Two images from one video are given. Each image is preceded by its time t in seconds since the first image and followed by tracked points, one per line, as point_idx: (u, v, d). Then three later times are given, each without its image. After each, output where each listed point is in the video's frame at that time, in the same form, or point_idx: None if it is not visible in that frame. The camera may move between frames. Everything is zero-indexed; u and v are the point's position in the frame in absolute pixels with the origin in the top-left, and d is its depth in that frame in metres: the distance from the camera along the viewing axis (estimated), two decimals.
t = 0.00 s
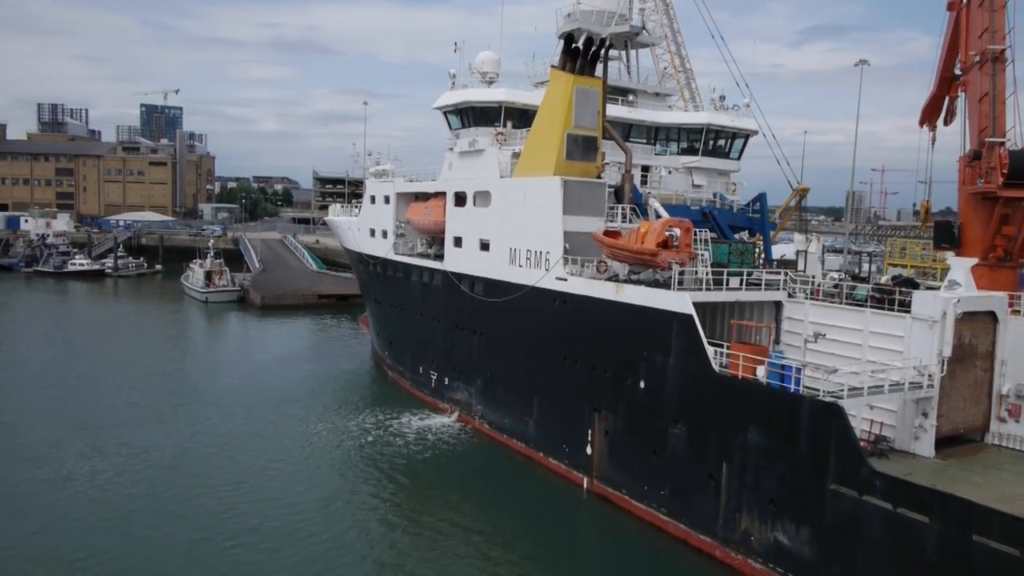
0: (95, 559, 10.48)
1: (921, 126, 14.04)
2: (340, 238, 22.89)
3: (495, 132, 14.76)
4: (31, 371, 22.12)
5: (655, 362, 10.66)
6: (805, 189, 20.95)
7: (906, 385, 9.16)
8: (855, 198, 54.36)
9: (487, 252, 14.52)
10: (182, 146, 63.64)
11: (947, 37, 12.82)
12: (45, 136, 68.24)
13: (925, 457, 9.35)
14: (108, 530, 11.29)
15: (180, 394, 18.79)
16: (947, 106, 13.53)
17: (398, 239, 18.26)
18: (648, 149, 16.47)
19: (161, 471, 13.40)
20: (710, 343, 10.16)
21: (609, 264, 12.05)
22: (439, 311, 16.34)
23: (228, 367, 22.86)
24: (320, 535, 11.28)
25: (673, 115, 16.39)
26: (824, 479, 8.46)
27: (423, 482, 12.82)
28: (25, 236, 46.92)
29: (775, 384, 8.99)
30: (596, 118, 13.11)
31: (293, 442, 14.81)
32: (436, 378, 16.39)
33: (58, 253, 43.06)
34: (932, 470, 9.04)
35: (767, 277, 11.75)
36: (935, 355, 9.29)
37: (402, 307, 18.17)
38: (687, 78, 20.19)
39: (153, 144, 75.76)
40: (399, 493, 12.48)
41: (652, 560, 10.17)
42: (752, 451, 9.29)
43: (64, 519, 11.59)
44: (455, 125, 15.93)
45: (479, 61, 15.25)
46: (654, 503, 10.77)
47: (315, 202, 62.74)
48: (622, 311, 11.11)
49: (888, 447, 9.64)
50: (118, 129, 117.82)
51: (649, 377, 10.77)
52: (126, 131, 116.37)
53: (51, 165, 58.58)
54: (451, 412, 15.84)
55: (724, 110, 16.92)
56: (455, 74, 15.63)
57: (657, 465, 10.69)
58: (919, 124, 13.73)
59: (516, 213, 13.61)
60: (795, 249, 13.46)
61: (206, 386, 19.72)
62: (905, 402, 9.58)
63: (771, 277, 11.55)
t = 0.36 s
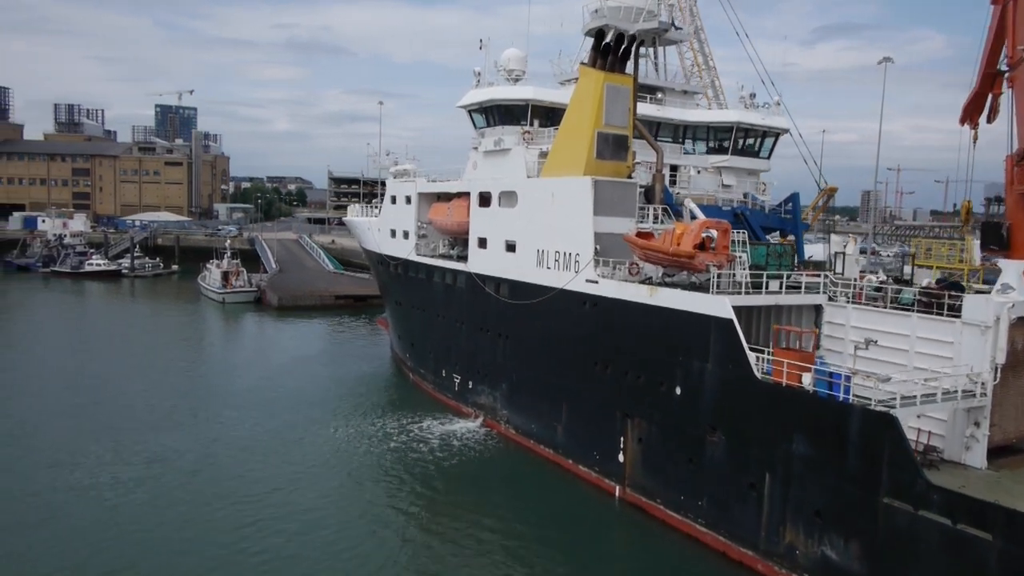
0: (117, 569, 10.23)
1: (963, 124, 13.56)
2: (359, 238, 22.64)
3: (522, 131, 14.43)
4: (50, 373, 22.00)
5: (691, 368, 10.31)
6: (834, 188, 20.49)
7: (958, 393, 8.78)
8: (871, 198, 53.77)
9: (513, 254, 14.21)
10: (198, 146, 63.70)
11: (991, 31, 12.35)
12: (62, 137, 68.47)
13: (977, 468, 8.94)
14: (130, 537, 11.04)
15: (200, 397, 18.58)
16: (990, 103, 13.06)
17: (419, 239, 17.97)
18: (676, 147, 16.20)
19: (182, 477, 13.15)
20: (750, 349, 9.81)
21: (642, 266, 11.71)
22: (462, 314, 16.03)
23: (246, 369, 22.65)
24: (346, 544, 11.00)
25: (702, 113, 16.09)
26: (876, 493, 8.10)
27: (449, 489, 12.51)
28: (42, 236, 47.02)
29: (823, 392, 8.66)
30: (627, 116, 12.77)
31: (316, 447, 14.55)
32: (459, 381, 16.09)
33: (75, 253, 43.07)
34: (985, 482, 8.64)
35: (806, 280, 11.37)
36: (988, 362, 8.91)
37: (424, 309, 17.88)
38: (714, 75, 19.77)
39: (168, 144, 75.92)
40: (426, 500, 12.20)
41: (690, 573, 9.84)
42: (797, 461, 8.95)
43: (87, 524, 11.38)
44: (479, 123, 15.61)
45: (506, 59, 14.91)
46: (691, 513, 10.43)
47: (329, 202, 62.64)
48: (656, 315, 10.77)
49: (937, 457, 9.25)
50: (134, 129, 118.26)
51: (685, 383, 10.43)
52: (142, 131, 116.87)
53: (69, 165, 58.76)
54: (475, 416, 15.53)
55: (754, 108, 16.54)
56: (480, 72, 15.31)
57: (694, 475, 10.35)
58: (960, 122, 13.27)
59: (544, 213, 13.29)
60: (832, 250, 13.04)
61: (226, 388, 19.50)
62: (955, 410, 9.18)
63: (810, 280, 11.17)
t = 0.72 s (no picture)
0: None
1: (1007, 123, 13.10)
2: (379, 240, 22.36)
3: (550, 131, 14.09)
4: (69, 376, 21.83)
5: (732, 375, 9.98)
6: (862, 194, 20.03)
7: (1016, 404, 8.39)
8: (889, 199, 53.16)
9: (541, 256, 13.90)
10: (214, 147, 63.76)
11: None
12: (79, 137, 68.70)
13: None
14: (153, 546, 10.80)
15: (219, 400, 18.35)
16: None
17: (442, 241, 17.67)
18: (705, 147, 15.93)
19: (204, 484, 12.91)
20: (794, 356, 9.47)
21: (677, 270, 11.38)
22: (487, 317, 15.73)
23: (265, 371, 22.42)
24: (374, 554, 10.71)
25: (732, 112, 15.83)
26: (933, 509, 7.76)
27: (477, 498, 12.21)
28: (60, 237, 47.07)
29: (875, 403, 8.34)
30: (659, 115, 12.41)
31: (341, 453, 14.28)
32: (484, 386, 15.80)
33: (93, 253, 43.06)
34: None
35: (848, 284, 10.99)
36: None
37: (446, 312, 17.58)
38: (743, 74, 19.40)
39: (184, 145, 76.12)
40: (455, 508, 11.91)
41: None
42: (845, 474, 8.60)
43: (112, 532, 11.13)
44: (505, 123, 15.29)
45: (533, 57, 14.59)
46: (730, 526, 10.08)
47: (344, 202, 62.53)
48: (694, 320, 10.44)
49: (991, 470, 8.87)
50: (151, 129, 119.09)
51: (724, 391, 10.09)
52: (158, 132, 117.38)
53: (86, 166, 58.95)
54: (500, 421, 15.22)
55: (787, 107, 16.15)
56: (507, 71, 15.00)
57: (733, 486, 10.00)
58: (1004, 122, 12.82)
59: (573, 215, 12.98)
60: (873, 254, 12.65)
61: (247, 392, 19.27)
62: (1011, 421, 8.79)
63: (853, 284, 10.79)
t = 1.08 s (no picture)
0: None
1: None
2: (400, 241, 22.07)
3: (579, 130, 13.73)
4: (90, 380, 21.69)
5: (775, 384, 9.63)
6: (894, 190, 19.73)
7: None
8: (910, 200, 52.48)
9: (570, 259, 13.57)
10: (230, 147, 63.77)
11: None
12: (96, 138, 68.89)
13: None
14: (175, 556, 10.55)
15: (240, 405, 18.12)
16: None
17: (466, 243, 17.38)
18: (738, 148, 15.82)
19: (226, 492, 12.67)
20: (842, 365, 9.11)
21: (714, 274, 11.02)
22: (513, 321, 15.42)
23: (285, 375, 22.20)
24: (402, 567, 10.42)
25: (765, 111, 15.59)
26: (997, 528, 7.39)
27: (506, 508, 11.89)
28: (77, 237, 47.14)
29: (932, 416, 7.98)
30: (695, 114, 12.07)
31: (366, 460, 14.01)
32: (510, 391, 15.48)
33: (110, 254, 43.06)
34: None
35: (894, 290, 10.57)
36: None
37: (470, 315, 17.28)
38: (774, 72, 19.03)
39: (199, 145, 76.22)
40: (484, 519, 11.60)
41: None
42: (900, 489, 8.24)
43: (137, 544, 10.88)
44: (533, 122, 14.94)
45: (562, 55, 14.26)
46: (772, 540, 9.72)
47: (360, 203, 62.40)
48: (735, 327, 10.09)
49: None
50: (167, 130, 119.52)
51: (767, 401, 9.74)
52: (174, 132, 117.77)
53: (103, 167, 59.07)
54: (527, 428, 14.90)
55: (821, 107, 15.78)
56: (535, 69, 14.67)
57: (777, 499, 9.64)
58: None
59: (604, 217, 12.64)
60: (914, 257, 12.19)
61: (268, 397, 19.04)
62: None
63: (899, 290, 10.38)
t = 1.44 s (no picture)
0: None
1: None
2: (422, 244, 21.78)
3: (611, 131, 13.38)
4: (110, 384, 21.58)
5: (821, 396, 9.27)
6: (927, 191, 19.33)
7: None
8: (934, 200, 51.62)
9: (600, 263, 13.23)
10: (246, 148, 63.75)
11: None
12: (113, 140, 69.07)
13: None
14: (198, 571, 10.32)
15: (261, 411, 17.91)
16: None
17: (490, 246, 17.07)
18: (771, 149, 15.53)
19: (249, 503, 12.44)
20: (894, 375, 8.73)
21: (753, 280, 10.70)
22: (539, 326, 15.09)
23: (305, 379, 21.99)
24: None
25: (800, 112, 15.28)
26: None
27: (538, 521, 11.57)
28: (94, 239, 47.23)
29: (995, 432, 7.63)
30: (732, 115, 11.72)
31: (392, 469, 13.74)
32: (536, 398, 15.17)
33: (127, 255, 43.09)
34: None
35: (942, 297, 10.17)
36: None
37: (494, 319, 16.97)
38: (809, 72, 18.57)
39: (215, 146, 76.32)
40: (515, 532, 11.28)
41: None
42: (959, 507, 7.87)
43: (161, 558, 10.66)
44: (562, 123, 14.61)
45: (592, 54, 13.94)
46: (819, 557, 9.35)
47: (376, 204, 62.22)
48: (778, 335, 9.73)
49: None
50: (182, 131, 120.05)
51: (813, 413, 9.38)
52: (189, 133, 118.27)
53: (120, 168, 59.21)
54: (555, 435, 14.58)
55: (858, 107, 15.48)
56: (564, 69, 14.34)
57: (824, 515, 9.28)
58: None
59: (637, 220, 12.30)
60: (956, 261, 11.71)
61: (289, 403, 18.82)
62: None
63: (949, 296, 9.97)
